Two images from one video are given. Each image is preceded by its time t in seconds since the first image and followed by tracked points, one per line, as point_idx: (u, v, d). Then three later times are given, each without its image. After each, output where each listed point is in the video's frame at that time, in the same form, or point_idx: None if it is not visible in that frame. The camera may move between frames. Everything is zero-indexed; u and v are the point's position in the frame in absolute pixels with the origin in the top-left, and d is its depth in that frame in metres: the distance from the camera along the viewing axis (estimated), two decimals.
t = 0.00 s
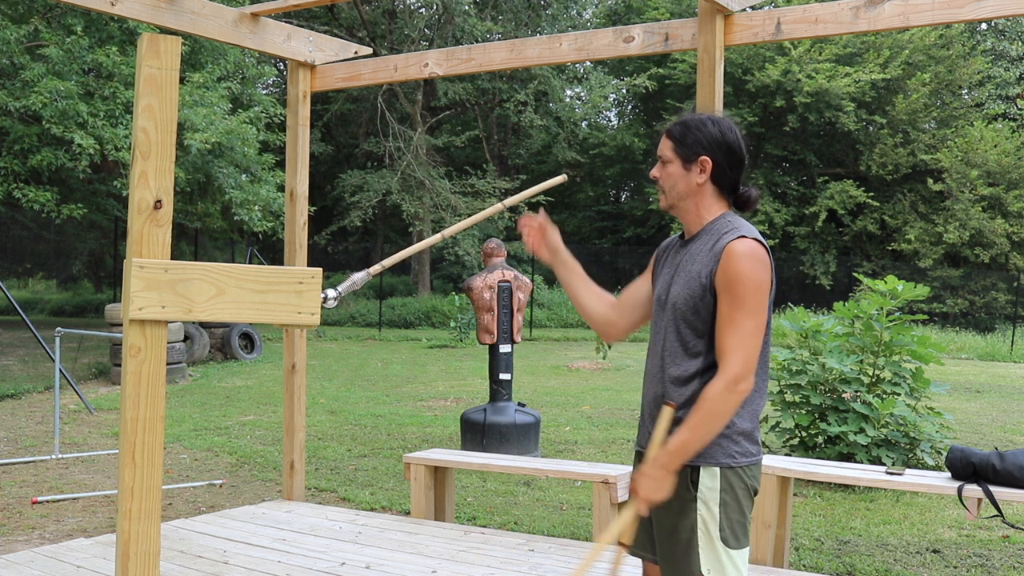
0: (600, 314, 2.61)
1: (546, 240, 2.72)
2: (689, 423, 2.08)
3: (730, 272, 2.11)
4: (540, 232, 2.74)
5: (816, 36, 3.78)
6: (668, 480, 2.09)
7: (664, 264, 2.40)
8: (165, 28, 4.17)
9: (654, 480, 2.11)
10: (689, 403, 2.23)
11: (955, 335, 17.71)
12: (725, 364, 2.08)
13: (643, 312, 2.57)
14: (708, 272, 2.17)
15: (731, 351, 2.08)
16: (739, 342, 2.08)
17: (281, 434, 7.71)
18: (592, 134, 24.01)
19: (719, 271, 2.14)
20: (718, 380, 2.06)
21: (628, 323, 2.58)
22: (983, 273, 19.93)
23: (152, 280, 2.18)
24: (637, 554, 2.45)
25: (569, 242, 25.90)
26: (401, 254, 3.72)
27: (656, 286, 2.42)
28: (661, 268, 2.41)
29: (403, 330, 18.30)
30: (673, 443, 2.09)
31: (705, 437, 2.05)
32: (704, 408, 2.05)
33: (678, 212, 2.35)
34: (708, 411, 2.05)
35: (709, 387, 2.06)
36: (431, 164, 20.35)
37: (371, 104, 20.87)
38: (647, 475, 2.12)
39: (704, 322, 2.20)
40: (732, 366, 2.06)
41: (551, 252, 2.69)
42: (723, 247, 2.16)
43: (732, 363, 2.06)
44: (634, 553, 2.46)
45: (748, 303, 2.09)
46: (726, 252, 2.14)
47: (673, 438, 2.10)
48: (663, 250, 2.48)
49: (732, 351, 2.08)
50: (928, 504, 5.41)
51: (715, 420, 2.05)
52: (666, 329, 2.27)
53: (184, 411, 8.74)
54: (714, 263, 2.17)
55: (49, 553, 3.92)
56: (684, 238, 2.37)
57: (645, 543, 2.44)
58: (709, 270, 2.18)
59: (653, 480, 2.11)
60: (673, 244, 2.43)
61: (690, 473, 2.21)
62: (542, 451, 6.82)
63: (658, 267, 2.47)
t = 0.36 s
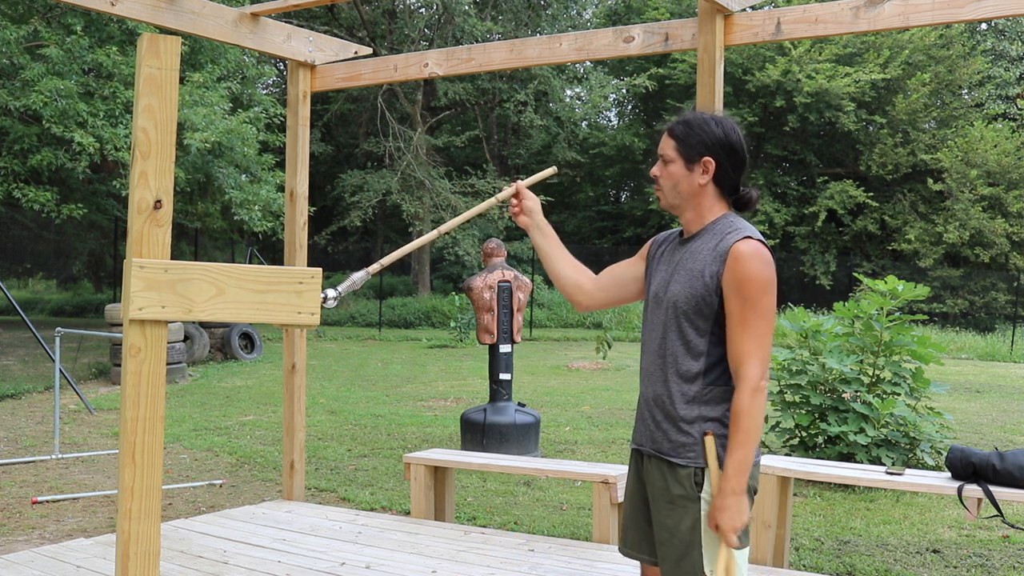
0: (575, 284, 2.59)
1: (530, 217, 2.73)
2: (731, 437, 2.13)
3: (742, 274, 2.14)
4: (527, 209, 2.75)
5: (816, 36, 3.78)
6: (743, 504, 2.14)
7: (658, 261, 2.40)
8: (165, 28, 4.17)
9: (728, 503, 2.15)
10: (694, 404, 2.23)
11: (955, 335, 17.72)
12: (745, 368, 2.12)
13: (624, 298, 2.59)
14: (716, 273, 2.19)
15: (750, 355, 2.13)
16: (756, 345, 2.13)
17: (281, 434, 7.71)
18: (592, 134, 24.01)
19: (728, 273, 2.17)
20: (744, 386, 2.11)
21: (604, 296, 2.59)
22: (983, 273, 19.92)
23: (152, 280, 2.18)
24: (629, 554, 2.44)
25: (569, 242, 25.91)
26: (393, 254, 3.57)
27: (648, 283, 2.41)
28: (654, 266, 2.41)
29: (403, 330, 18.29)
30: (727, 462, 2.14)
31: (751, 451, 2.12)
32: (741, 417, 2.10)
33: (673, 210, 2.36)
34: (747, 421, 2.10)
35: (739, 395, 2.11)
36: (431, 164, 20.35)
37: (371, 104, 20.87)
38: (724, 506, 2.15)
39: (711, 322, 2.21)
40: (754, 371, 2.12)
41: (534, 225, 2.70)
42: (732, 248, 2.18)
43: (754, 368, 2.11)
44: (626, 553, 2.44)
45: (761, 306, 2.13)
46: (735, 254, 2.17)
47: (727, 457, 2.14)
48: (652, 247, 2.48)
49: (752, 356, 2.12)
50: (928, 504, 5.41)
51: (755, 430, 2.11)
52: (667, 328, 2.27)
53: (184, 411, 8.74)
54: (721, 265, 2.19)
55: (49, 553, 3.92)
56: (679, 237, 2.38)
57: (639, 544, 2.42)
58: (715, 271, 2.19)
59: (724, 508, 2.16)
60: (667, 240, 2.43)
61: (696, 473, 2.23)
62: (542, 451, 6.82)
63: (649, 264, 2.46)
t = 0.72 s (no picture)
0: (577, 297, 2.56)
1: (551, 220, 2.65)
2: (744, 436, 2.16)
3: (748, 272, 2.16)
4: (549, 210, 2.65)
5: (816, 37, 3.78)
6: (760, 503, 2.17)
7: (652, 264, 2.39)
8: (165, 28, 4.17)
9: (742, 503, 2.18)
10: (701, 405, 2.23)
11: (956, 335, 17.72)
12: (755, 368, 2.14)
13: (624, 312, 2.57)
14: (720, 274, 2.20)
15: (760, 354, 2.15)
16: (765, 344, 2.15)
17: (281, 434, 7.71)
18: (592, 134, 24.02)
19: (733, 273, 2.19)
20: (755, 385, 2.14)
21: (601, 312, 2.57)
22: (983, 273, 19.90)
23: (152, 280, 2.18)
24: (634, 556, 2.42)
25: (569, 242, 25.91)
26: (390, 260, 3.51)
27: (641, 287, 2.41)
28: (647, 270, 2.40)
29: (403, 330, 18.29)
30: (743, 462, 2.16)
31: (765, 448, 2.14)
32: (755, 418, 2.14)
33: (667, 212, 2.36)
34: (761, 420, 2.13)
35: (752, 393, 2.14)
36: (431, 164, 20.35)
37: (370, 104, 20.85)
38: (740, 504, 2.18)
39: (715, 324, 2.22)
40: (765, 369, 2.14)
41: (553, 228, 2.63)
42: (735, 247, 2.20)
43: (764, 365, 2.14)
44: (630, 556, 2.43)
45: (768, 303, 2.15)
46: (740, 253, 2.19)
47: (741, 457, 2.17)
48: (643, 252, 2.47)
49: (761, 356, 2.14)
50: (928, 505, 5.41)
51: (768, 428, 2.14)
52: (671, 330, 2.26)
53: (184, 411, 8.74)
54: (726, 264, 2.20)
55: (49, 553, 3.92)
56: (673, 240, 2.38)
57: (645, 546, 2.41)
58: (720, 271, 2.20)
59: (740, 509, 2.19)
60: (659, 243, 2.43)
61: (704, 473, 2.24)
62: (542, 451, 6.82)
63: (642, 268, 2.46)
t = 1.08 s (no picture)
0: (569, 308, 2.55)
1: (555, 227, 2.62)
2: (751, 429, 2.18)
3: (749, 267, 2.19)
4: (555, 217, 2.62)
5: (816, 37, 3.77)
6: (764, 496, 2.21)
7: (642, 267, 2.39)
8: (165, 28, 4.16)
9: (748, 499, 2.21)
10: (705, 403, 2.23)
11: (955, 335, 17.73)
12: (759, 362, 2.18)
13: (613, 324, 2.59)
14: (720, 270, 2.22)
15: (763, 347, 2.18)
16: (766, 337, 2.19)
17: (281, 434, 7.71)
18: (592, 134, 24.02)
19: (733, 268, 2.21)
20: (759, 379, 2.18)
21: (591, 322, 2.57)
22: (983, 273, 19.88)
23: (152, 279, 2.18)
24: (635, 562, 2.40)
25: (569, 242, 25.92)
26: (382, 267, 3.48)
27: (630, 290, 2.41)
28: (636, 273, 2.39)
29: (403, 330, 18.29)
30: (749, 454, 2.19)
31: (770, 440, 2.18)
32: (761, 410, 2.17)
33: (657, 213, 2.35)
34: (765, 413, 2.17)
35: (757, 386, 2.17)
36: (431, 164, 20.36)
37: (370, 103, 20.85)
38: (742, 495, 2.21)
39: (716, 320, 2.23)
40: (767, 362, 2.18)
41: (555, 236, 2.60)
42: (732, 243, 2.23)
43: (767, 357, 2.18)
44: (630, 561, 2.41)
45: (768, 296, 2.19)
46: (738, 248, 2.22)
47: (748, 452, 2.19)
48: (628, 257, 2.47)
49: (764, 349, 2.18)
50: (928, 504, 5.41)
51: (772, 420, 2.18)
52: (671, 329, 2.26)
53: (184, 411, 8.74)
54: (725, 260, 2.22)
55: (49, 553, 3.92)
56: (661, 241, 2.38)
57: (645, 551, 2.39)
58: (720, 267, 2.22)
59: (747, 507, 2.21)
60: (646, 246, 2.44)
61: (711, 472, 2.24)
62: (541, 451, 6.82)
63: (628, 272, 2.45)
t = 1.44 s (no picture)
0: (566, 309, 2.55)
1: (553, 226, 2.62)
2: (747, 430, 2.19)
3: (745, 267, 2.19)
4: (552, 216, 2.63)
5: (816, 36, 3.77)
6: (761, 497, 2.21)
7: (638, 267, 2.39)
8: (165, 28, 4.16)
9: (747, 500, 2.21)
10: (701, 404, 2.23)
11: (955, 335, 17.74)
12: (754, 361, 2.18)
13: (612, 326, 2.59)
14: (716, 270, 2.22)
15: (759, 347, 2.18)
16: (762, 337, 2.19)
17: (281, 434, 7.71)
18: (592, 135, 24.03)
19: (729, 268, 2.21)
20: (755, 378, 2.17)
21: (588, 321, 2.57)
22: (983, 273, 19.87)
23: (152, 280, 2.18)
24: (630, 562, 2.40)
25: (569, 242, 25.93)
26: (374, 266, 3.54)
27: (626, 290, 2.41)
28: (632, 273, 2.39)
29: (403, 330, 18.29)
30: (745, 455, 2.19)
31: (766, 440, 2.18)
32: (756, 410, 2.17)
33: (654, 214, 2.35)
34: (762, 412, 2.17)
35: (753, 385, 2.17)
36: (431, 164, 20.37)
37: (370, 103, 20.84)
38: (741, 496, 2.21)
39: (712, 321, 2.24)
40: (764, 362, 2.18)
41: (553, 236, 2.60)
42: (727, 244, 2.23)
43: (763, 357, 2.18)
44: (626, 562, 2.41)
45: (764, 296, 2.19)
46: (733, 248, 2.21)
47: (745, 452, 2.20)
48: (624, 257, 2.47)
49: (760, 350, 2.18)
50: (928, 504, 5.41)
51: (769, 421, 2.18)
52: (667, 330, 2.26)
53: (184, 411, 8.74)
54: (721, 261, 2.22)
55: (50, 553, 3.92)
56: (657, 241, 2.38)
57: (642, 552, 2.39)
58: (716, 268, 2.22)
59: (745, 508, 2.21)
60: (643, 246, 2.43)
61: (708, 472, 2.24)
62: (541, 451, 6.82)
63: (625, 272, 2.45)
